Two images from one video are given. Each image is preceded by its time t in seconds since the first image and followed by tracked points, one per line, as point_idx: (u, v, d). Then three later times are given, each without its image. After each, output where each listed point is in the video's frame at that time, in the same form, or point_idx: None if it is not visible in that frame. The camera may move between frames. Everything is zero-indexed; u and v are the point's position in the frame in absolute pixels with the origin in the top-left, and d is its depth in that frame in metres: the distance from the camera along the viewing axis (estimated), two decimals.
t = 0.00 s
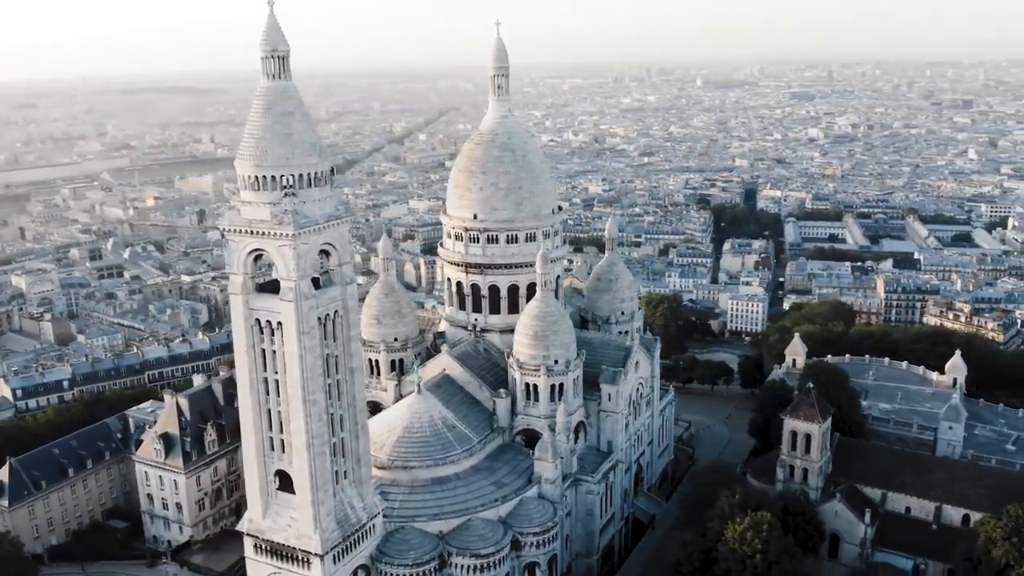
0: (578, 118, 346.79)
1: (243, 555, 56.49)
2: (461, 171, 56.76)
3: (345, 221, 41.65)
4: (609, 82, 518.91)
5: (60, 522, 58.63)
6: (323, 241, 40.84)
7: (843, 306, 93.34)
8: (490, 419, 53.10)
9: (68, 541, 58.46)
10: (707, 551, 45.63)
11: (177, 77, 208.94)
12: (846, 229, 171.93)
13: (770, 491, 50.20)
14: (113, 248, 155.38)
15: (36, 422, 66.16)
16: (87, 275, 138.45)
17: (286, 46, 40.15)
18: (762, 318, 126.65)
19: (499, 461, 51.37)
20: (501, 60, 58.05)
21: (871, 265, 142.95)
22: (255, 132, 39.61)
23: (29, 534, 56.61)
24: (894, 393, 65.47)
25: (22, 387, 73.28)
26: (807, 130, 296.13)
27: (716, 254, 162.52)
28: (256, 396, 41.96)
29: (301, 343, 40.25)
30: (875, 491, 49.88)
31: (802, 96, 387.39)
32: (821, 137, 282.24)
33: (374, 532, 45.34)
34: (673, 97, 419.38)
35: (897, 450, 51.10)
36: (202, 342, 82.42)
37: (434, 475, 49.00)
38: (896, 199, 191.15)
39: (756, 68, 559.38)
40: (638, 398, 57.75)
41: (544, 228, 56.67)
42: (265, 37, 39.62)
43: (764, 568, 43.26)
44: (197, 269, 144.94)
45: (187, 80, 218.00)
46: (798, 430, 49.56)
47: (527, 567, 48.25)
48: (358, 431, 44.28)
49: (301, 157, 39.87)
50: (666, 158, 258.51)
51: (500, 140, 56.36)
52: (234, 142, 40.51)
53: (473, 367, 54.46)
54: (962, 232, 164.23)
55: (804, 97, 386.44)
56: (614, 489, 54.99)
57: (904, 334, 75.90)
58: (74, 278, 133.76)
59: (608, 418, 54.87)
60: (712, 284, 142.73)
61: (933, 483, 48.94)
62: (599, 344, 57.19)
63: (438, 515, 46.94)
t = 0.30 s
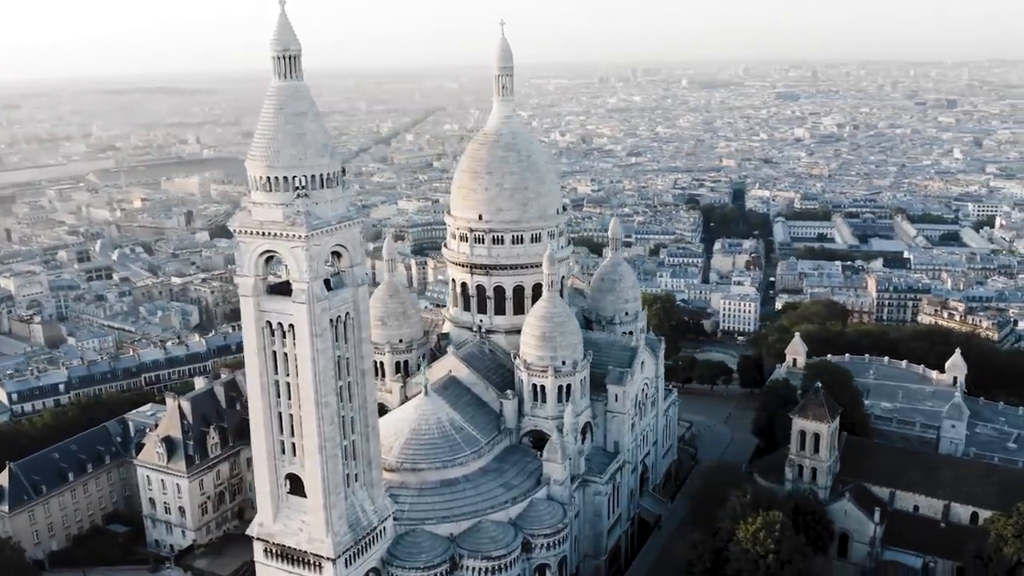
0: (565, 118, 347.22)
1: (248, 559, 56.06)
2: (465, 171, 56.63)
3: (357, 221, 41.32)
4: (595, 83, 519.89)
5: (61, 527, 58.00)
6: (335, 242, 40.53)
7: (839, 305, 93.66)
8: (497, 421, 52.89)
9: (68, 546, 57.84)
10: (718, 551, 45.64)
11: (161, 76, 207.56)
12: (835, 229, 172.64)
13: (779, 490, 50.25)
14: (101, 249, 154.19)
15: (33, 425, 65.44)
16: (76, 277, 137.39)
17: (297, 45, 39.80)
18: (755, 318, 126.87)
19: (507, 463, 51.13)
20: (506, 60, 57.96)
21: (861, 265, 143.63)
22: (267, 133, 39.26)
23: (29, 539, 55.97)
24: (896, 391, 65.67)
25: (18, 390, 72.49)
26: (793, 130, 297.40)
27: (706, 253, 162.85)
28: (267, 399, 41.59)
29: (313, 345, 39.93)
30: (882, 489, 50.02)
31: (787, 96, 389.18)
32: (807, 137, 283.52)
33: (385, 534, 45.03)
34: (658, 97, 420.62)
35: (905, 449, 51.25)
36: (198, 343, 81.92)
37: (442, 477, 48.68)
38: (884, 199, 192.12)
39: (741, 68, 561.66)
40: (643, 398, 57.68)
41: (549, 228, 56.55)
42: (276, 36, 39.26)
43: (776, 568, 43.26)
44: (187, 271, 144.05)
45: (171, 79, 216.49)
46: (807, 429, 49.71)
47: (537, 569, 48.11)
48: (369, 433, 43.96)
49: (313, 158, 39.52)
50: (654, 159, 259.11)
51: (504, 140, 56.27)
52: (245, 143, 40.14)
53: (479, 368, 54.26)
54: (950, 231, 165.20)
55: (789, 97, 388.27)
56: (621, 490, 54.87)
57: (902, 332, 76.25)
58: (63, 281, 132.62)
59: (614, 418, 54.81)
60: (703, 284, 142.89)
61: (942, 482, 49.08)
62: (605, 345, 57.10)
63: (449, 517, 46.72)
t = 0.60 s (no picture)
0: (551, 118, 347.49)
1: (253, 563, 55.65)
2: (470, 171, 56.44)
3: (369, 223, 41.02)
4: (580, 83, 520.66)
5: (61, 532, 57.34)
6: (348, 243, 40.19)
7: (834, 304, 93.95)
8: (505, 422, 52.65)
9: (69, 551, 57.20)
10: (731, 551, 45.60)
11: (143, 76, 205.30)
12: (824, 228, 173.37)
13: (789, 490, 50.32)
14: (89, 250, 152.90)
15: (31, 429, 64.72)
16: (65, 279, 136.11)
17: (309, 45, 39.45)
18: (748, 317, 127.04)
19: (515, 464, 50.93)
20: (510, 60, 57.87)
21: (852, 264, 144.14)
22: (280, 133, 38.92)
23: (31, 545, 55.29)
24: (897, 390, 65.88)
25: (14, 394, 71.65)
26: (779, 129, 298.69)
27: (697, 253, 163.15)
28: (278, 401, 41.20)
29: (327, 347, 39.58)
30: (891, 488, 50.12)
31: (772, 96, 390.87)
32: (793, 136, 284.84)
33: (396, 538, 44.69)
34: (644, 97, 421.72)
35: (912, 447, 51.39)
36: (195, 346, 81.42)
37: (451, 479, 48.42)
38: (871, 198, 193.02)
39: (726, 68, 564.10)
40: (649, 398, 57.60)
41: (554, 229, 56.44)
42: (288, 36, 38.92)
43: (790, 568, 43.25)
44: (176, 272, 143.04)
45: (153, 79, 214.37)
46: (816, 429, 49.85)
47: (548, 571, 47.95)
48: (380, 436, 43.63)
49: (326, 159, 39.17)
50: (641, 159, 259.59)
51: (509, 140, 56.09)
52: (256, 144, 39.74)
53: (487, 369, 54.02)
54: (938, 230, 166.21)
55: (775, 97, 390.16)
56: (628, 490, 54.74)
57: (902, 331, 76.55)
58: (51, 283, 131.36)
59: (621, 419, 54.73)
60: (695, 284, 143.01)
61: (950, 480, 49.23)
62: (611, 345, 56.98)
63: (460, 520, 46.46)
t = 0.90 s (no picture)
0: (536, 118, 347.77)
1: (257, 567, 55.19)
2: (474, 172, 56.25)
3: (380, 224, 40.74)
4: (565, 83, 521.47)
5: (61, 538, 56.63)
6: (360, 245, 39.89)
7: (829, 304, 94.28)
8: (511, 424, 52.43)
9: (69, 557, 56.53)
10: (741, 552, 45.59)
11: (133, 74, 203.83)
12: (812, 228, 174.07)
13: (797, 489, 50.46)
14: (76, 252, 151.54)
15: (27, 434, 64.00)
16: (52, 281, 134.75)
17: (320, 45, 39.11)
18: (739, 317, 127.13)
19: (523, 465, 50.71)
20: (513, 60, 57.79)
21: (841, 263, 144.71)
22: (291, 133, 38.60)
23: (30, 551, 54.56)
24: (897, 389, 66.14)
25: (8, 398, 70.89)
26: (764, 129, 299.95)
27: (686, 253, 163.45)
28: (289, 404, 40.84)
29: (339, 349, 39.25)
30: (898, 486, 50.27)
31: (756, 96, 392.56)
32: (778, 136, 286.05)
33: (406, 541, 44.37)
34: (629, 98, 422.80)
35: (918, 446, 51.59)
36: (191, 348, 80.79)
37: (459, 481, 48.16)
38: (858, 198, 193.94)
39: (710, 68, 566.46)
40: (653, 398, 57.58)
41: (559, 229, 56.37)
42: (299, 35, 38.58)
43: (802, 566, 43.26)
44: (165, 275, 141.97)
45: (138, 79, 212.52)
46: (823, 428, 50.06)
47: (558, 572, 47.82)
48: (391, 438, 43.32)
49: (338, 159, 38.83)
50: (628, 159, 260.00)
51: (513, 140, 55.95)
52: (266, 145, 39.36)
53: (493, 371, 53.82)
54: (925, 229, 167.21)
55: (759, 97, 391.88)
56: (634, 491, 54.64)
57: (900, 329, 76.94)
58: (37, 285, 130.00)
59: (627, 419, 54.68)
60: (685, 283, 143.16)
61: (957, 478, 49.44)
62: (616, 345, 56.92)
63: (470, 522, 46.22)
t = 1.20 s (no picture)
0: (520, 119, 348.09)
1: (258, 572, 54.75)
2: (475, 172, 56.11)
3: (390, 225, 40.45)
4: (548, 83, 522.31)
5: (58, 543, 55.91)
6: (370, 246, 39.58)
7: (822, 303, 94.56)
8: (516, 425, 52.20)
9: (67, 563, 55.82)
10: (750, 551, 45.66)
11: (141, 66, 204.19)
12: (798, 227, 174.87)
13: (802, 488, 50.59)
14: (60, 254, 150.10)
15: (21, 439, 63.21)
16: (38, 284, 133.39)
17: (330, 45, 38.79)
18: (729, 316, 127.23)
19: (529, 467, 50.51)
20: (515, 61, 57.80)
21: (828, 263, 145.40)
22: (300, 134, 38.27)
23: (28, 557, 53.83)
24: (895, 387, 66.43)
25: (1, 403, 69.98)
26: (747, 129, 301.21)
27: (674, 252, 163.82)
28: (298, 406, 40.48)
29: (350, 352, 38.91)
30: (902, 484, 50.48)
31: (738, 96, 394.24)
32: (762, 136, 287.31)
33: (415, 544, 44.07)
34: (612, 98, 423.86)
35: (922, 444, 51.82)
36: (184, 351, 80.20)
37: (465, 484, 47.90)
38: (843, 198, 195.01)
39: (692, 68, 568.98)
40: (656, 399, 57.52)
41: (561, 230, 56.27)
42: (309, 35, 38.24)
43: (812, 566, 43.32)
44: (152, 277, 140.83)
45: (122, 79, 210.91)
46: (829, 427, 50.18)
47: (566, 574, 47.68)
48: (400, 440, 43.01)
49: (348, 160, 38.52)
50: (613, 159, 260.50)
51: (515, 140, 55.83)
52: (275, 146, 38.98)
53: (496, 372, 53.58)
54: (910, 228, 168.33)
55: (741, 97, 393.79)
56: (638, 492, 54.55)
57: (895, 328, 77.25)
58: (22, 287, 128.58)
59: (631, 420, 54.60)
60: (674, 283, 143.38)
61: (961, 475, 49.74)
62: (619, 346, 56.84)
63: (478, 524, 45.96)
